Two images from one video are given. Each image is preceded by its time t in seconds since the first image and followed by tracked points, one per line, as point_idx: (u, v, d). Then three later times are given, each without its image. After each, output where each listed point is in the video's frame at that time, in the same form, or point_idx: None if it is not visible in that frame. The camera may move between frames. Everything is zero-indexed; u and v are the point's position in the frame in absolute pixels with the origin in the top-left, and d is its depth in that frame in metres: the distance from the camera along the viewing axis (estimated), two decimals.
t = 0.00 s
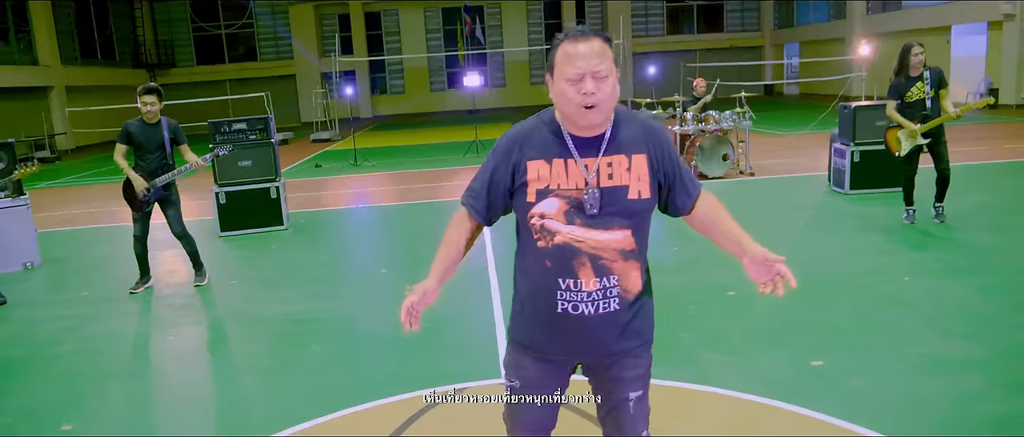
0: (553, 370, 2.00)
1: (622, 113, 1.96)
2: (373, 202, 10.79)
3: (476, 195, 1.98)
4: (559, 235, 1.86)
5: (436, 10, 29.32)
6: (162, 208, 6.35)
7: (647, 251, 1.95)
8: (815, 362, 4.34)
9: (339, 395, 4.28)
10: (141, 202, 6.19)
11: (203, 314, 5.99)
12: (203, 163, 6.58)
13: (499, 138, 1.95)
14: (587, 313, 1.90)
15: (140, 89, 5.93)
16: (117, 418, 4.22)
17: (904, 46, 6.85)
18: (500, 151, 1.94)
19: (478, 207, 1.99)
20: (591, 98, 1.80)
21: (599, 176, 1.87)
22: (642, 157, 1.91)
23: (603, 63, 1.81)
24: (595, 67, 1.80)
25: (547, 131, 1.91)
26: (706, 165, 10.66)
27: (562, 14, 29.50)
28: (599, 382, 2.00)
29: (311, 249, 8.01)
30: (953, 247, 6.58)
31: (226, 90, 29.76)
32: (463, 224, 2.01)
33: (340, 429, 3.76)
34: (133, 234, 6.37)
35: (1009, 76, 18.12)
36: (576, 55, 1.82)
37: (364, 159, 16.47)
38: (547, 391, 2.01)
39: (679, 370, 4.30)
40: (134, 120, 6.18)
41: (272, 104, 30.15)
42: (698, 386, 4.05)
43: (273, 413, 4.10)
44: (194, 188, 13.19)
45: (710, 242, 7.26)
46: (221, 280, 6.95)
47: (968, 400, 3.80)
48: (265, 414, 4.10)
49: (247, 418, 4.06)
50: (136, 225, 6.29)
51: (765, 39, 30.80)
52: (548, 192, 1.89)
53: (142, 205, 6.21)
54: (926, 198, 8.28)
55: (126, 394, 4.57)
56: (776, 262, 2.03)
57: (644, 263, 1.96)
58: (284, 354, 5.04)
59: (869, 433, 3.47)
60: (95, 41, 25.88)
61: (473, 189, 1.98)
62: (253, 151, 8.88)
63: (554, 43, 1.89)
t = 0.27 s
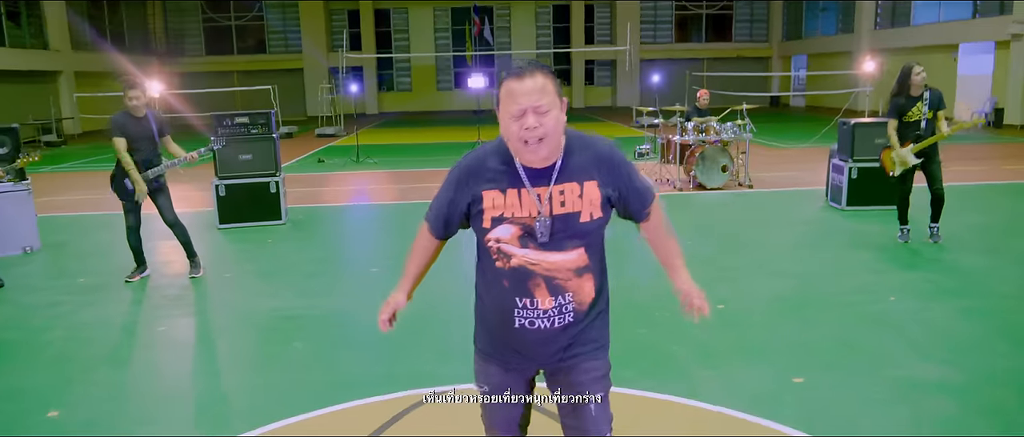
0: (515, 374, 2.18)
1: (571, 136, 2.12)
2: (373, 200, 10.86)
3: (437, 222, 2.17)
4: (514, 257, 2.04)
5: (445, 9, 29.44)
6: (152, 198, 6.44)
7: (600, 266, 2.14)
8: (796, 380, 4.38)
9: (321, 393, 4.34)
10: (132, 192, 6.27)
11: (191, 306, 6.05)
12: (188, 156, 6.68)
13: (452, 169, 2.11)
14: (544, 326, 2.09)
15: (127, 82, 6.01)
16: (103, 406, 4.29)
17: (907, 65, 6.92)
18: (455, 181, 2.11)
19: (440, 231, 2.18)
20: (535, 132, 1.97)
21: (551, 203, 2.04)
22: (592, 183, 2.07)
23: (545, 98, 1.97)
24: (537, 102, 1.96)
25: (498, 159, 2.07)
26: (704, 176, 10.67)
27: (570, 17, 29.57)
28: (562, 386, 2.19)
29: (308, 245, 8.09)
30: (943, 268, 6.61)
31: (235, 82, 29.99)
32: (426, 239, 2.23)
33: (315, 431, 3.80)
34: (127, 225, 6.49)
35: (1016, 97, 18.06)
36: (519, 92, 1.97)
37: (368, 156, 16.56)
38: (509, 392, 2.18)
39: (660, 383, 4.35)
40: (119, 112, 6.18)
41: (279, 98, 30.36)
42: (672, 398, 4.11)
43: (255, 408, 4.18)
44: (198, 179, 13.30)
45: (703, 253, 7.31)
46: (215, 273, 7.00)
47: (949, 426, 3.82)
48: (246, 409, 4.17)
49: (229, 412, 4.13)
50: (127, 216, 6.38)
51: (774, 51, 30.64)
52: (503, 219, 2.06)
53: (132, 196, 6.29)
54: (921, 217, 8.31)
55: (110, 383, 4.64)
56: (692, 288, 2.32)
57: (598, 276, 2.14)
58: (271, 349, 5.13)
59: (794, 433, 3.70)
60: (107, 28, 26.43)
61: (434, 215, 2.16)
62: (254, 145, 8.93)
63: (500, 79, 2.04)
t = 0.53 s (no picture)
0: (484, 377, 2.26)
1: (545, 142, 2.27)
2: (381, 196, 10.88)
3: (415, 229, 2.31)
4: (484, 260, 2.16)
5: (468, 11, 29.51)
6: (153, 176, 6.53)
7: (569, 275, 2.24)
8: (784, 405, 4.34)
9: (305, 389, 4.37)
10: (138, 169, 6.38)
11: (183, 291, 6.07)
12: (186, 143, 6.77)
13: (430, 174, 2.26)
14: (511, 330, 2.19)
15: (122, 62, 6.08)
16: (91, 387, 4.35)
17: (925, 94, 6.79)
18: (434, 182, 2.26)
19: (419, 242, 2.32)
20: (511, 119, 2.14)
21: (521, 204, 2.18)
22: (561, 189, 2.20)
23: (521, 90, 2.15)
24: (514, 93, 2.14)
25: (474, 161, 2.23)
26: (715, 193, 10.63)
27: (593, 26, 29.54)
28: (528, 396, 2.25)
29: (314, 236, 8.14)
30: (947, 301, 6.54)
31: (256, 71, 30.20)
32: (412, 258, 2.35)
33: (278, 431, 3.78)
34: (133, 205, 6.62)
35: None
36: (496, 85, 2.16)
37: (381, 152, 16.60)
38: (476, 393, 2.25)
39: (647, 400, 4.34)
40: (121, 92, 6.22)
41: (298, 89, 30.53)
42: (646, 412, 4.16)
43: (237, 400, 4.21)
44: (211, 164, 13.40)
45: (705, 270, 7.28)
46: (216, 260, 7.03)
47: None
48: (229, 401, 4.21)
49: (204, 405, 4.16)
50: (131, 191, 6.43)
51: (795, 71, 30.28)
52: (476, 219, 2.19)
53: (136, 169, 6.37)
54: (930, 247, 8.23)
55: (98, 363, 4.69)
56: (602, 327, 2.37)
57: (568, 285, 2.25)
58: (264, 338, 5.17)
59: None
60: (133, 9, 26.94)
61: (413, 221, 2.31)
62: (265, 134, 8.98)
63: (477, 80, 2.23)
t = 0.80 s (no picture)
0: (465, 376, 2.19)
1: (535, 141, 2.25)
2: (386, 193, 10.86)
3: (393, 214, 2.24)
4: (469, 253, 2.10)
5: (486, 13, 29.50)
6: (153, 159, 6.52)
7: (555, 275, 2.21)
8: (776, 428, 4.24)
9: (289, 384, 4.32)
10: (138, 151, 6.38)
11: (176, 277, 6.03)
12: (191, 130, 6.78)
13: (417, 162, 2.23)
14: (492, 329, 2.13)
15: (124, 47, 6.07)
16: (74, 371, 4.32)
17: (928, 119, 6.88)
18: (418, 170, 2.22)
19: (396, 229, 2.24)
20: (498, 104, 2.11)
21: (510, 195, 2.13)
22: (552, 184, 2.16)
23: (510, 78, 2.13)
24: (501, 81, 2.13)
25: (462, 153, 2.20)
26: (722, 209, 10.62)
27: (609, 35, 29.50)
28: (507, 397, 2.19)
29: (315, 229, 8.10)
30: (950, 332, 6.43)
31: (272, 61, 30.20)
32: (383, 244, 2.25)
33: (253, 429, 3.71)
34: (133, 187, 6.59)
35: None
36: (487, 73, 2.14)
37: (389, 148, 16.60)
38: (452, 393, 2.20)
39: (637, 415, 4.26)
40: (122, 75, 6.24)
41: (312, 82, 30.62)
42: (634, 428, 4.08)
43: (220, 392, 4.16)
44: (219, 151, 13.42)
45: (706, 287, 7.19)
46: (213, 248, 6.99)
47: None
48: (212, 392, 4.16)
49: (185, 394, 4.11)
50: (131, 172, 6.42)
51: (811, 91, 30.11)
52: (462, 210, 2.14)
53: (136, 150, 6.35)
54: (937, 276, 8.11)
55: (86, 345, 4.66)
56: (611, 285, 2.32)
57: (553, 286, 2.20)
58: (255, 328, 5.13)
59: None
60: None
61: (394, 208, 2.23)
62: (270, 124, 8.93)
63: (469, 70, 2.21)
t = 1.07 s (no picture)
0: (458, 377, 2.05)
1: (533, 144, 2.16)
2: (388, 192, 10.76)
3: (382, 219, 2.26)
4: (454, 259, 2.01)
5: (500, 16, 29.41)
6: (153, 149, 6.46)
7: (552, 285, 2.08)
8: None
9: (271, 382, 4.21)
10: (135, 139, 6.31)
11: (167, 266, 5.93)
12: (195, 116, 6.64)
13: (415, 163, 2.23)
14: (473, 341, 2.02)
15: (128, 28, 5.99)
16: (56, 359, 4.24)
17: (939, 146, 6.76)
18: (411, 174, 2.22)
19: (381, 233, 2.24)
20: (488, 107, 2.05)
21: (500, 200, 2.04)
22: (547, 187, 2.06)
23: (502, 80, 2.06)
24: (492, 82, 2.05)
25: (455, 157, 2.17)
26: (727, 225, 10.40)
27: (623, 44, 29.38)
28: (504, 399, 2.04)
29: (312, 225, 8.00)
30: (955, 363, 6.27)
31: (284, 54, 30.15)
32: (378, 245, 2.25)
33: (225, 429, 3.61)
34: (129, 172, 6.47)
35: None
36: (477, 73, 2.07)
37: (394, 147, 16.51)
38: (453, 393, 2.05)
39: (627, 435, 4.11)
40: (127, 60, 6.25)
41: (322, 77, 30.56)
42: None
43: (202, 389, 4.06)
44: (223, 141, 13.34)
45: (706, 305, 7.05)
46: (208, 239, 6.87)
47: None
48: (193, 389, 4.05)
49: (165, 390, 4.01)
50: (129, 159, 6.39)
51: (822, 111, 29.94)
52: (450, 214, 2.06)
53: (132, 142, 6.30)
54: (943, 306, 7.94)
55: (70, 335, 4.57)
56: (688, 278, 2.11)
57: (545, 299, 2.07)
58: (243, 325, 5.03)
59: None
60: None
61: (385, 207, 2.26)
62: (274, 116, 8.91)
63: (463, 69, 2.15)
